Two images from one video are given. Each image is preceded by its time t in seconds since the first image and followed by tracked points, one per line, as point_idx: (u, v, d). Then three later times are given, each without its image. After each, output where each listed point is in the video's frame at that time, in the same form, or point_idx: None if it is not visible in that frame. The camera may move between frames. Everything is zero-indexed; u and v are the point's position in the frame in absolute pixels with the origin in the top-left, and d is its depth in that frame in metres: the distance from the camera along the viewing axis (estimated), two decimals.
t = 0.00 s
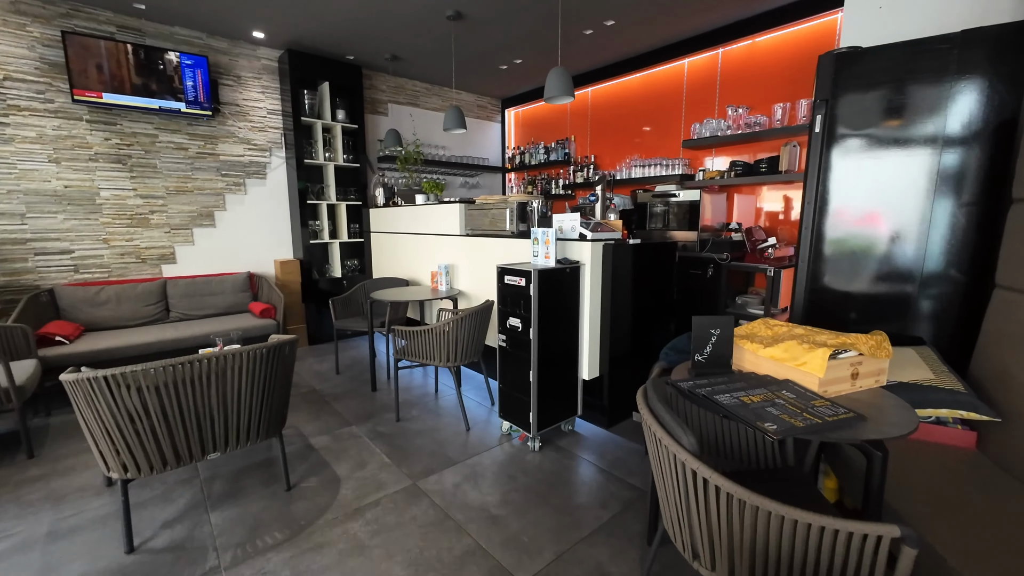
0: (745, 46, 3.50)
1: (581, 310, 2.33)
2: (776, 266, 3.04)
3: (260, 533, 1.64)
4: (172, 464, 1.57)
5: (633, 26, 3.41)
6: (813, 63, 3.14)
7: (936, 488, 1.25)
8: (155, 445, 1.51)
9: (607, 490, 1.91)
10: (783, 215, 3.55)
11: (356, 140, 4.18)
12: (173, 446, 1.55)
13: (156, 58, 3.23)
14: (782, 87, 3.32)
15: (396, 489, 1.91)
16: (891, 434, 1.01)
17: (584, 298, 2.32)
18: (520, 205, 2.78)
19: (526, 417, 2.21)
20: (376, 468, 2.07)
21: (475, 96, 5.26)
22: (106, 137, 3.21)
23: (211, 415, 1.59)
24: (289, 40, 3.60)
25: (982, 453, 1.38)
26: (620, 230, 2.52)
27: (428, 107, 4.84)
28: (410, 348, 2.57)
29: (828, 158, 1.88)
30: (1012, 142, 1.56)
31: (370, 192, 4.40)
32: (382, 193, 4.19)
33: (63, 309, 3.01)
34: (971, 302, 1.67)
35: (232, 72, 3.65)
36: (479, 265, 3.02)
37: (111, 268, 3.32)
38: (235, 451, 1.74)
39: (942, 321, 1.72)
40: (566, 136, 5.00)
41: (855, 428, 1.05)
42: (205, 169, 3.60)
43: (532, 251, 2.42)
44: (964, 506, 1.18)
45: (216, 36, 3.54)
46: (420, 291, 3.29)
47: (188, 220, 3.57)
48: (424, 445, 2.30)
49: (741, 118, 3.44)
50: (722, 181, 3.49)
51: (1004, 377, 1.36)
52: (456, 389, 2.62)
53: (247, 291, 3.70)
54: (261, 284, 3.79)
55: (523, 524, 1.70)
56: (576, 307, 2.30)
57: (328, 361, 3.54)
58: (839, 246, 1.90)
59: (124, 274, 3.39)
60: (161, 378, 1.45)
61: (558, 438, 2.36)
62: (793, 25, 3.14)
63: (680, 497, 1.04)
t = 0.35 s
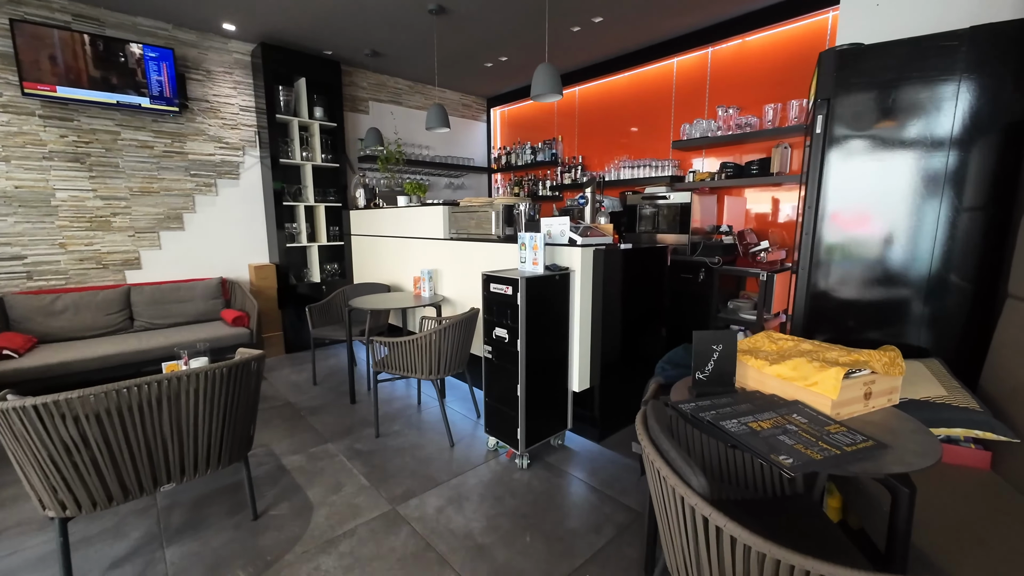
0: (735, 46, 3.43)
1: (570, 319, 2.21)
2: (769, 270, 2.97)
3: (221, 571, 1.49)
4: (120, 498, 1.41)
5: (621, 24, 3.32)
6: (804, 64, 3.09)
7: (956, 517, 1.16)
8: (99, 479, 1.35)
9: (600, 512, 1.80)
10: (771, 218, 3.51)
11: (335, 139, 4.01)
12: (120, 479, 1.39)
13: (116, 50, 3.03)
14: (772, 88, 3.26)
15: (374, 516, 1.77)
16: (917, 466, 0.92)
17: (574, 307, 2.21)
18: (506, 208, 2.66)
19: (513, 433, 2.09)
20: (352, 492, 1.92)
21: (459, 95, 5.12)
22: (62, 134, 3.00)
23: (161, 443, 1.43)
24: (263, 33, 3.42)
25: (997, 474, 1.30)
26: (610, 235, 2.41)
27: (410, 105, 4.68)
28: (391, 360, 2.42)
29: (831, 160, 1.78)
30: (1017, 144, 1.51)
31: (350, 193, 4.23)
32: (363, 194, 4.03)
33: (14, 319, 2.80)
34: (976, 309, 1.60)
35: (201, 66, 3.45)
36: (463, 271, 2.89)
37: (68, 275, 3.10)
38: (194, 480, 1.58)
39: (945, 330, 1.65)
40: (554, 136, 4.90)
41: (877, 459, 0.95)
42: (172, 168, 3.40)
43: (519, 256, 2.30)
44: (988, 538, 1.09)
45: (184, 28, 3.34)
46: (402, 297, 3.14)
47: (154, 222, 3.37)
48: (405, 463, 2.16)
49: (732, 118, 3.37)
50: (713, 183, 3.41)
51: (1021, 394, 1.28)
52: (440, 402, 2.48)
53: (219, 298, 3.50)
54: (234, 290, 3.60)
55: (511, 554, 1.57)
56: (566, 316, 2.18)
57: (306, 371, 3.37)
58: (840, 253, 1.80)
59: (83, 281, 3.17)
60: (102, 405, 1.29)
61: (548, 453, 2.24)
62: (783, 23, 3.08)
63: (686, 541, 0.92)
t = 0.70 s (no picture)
0: (722, 46, 3.37)
1: (558, 329, 2.10)
2: (759, 275, 2.91)
3: None
4: (49, 545, 1.24)
5: (607, 21, 3.22)
6: (792, 65, 3.04)
7: (975, 548, 1.08)
8: (22, 525, 1.18)
9: (591, 537, 1.69)
10: (756, 219, 3.47)
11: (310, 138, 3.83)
12: (50, 523, 1.22)
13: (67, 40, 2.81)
14: (760, 89, 3.20)
15: (346, 548, 1.63)
16: (947, 505, 0.82)
17: (561, 316, 2.10)
18: (489, 211, 2.53)
19: (498, 452, 1.97)
20: (323, 521, 1.77)
21: (441, 93, 4.98)
22: (6, 130, 2.76)
23: (96, 480, 1.26)
24: (230, 25, 3.22)
25: (1010, 496, 1.23)
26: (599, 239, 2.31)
27: (390, 103, 4.52)
28: (367, 374, 2.27)
29: (830, 162, 1.70)
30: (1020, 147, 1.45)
31: (327, 195, 4.05)
32: (340, 196, 3.85)
33: None
34: (979, 319, 1.54)
35: (163, 59, 3.24)
36: (445, 277, 2.75)
37: (15, 282, 2.86)
38: (140, 517, 1.41)
39: (947, 339, 1.59)
40: (538, 136, 4.79)
41: (901, 495, 0.86)
42: (132, 168, 3.18)
43: (503, 263, 2.18)
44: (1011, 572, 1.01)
45: (144, 18, 3.13)
46: (380, 305, 2.98)
47: (112, 226, 3.14)
48: (383, 486, 2.02)
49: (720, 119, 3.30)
50: (700, 185, 3.34)
51: None
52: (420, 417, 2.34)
53: (184, 306, 3.29)
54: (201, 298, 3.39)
55: None
56: (553, 326, 2.07)
57: (278, 384, 3.19)
58: (839, 258, 1.72)
59: (32, 289, 2.93)
60: (26, 441, 1.12)
61: (535, 471, 2.12)
62: (771, 23, 3.03)
63: None
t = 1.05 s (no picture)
0: (707, 46, 3.32)
1: (544, 340, 1.99)
2: (746, 280, 2.85)
3: None
4: None
5: (592, 19, 3.13)
6: (779, 66, 2.99)
7: None
8: None
9: (580, 564, 1.58)
10: (740, 222, 3.43)
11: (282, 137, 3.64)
12: None
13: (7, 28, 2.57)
14: (746, 90, 3.15)
15: None
16: (981, 551, 0.74)
17: (547, 326, 1.99)
18: (470, 215, 2.41)
19: (481, 472, 1.85)
20: (289, 554, 1.62)
21: (421, 91, 4.83)
22: None
23: (16, 530, 1.10)
24: (193, 15, 3.02)
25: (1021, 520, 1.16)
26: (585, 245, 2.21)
27: (367, 102, 4.36)
28: (339, 391, 2.11)
29: (828, 165, 1.63)
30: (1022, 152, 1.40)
31: (300, 196, 3.87)
32: (314, 198, 3.68)
33: None
34: (980, 330, 1.48)
35: (119, 50, 3.02)
36: (425, 284, 2.62)
37: None
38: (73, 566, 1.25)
39: (946, 350, 1.53)
40: (520, 137, 4.69)
41: (928, 539, 0.77)
42: (84, 168, 2.95)
43: (485, 270, 2.06)
44: None
45: (96, 6, 2.91)
46: (356, 313, 2.83)
47: (62, 230, 2.91)
48: (357, 511, 1.87)
49: (705, 121, 3.24)
50: (686, 188, 3.28)
51: None
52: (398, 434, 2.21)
53: (144, 315, 3.08)
54: (163, 306, 3.18)
55: None
56: (539, 338, 1.96)
57: (247, 397, 3.00)
58: (836, 266, 1.66)
59: None
60: None
61: (520, 491, 2.01)
62: (756, 24, 2.98)
63: None
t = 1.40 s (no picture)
0: (692, 46, 3.27)
1: (529, 352, 1.88)
2: (734, 284, 2.80)
3: None
4: None
5: (576, 16, 3.04)
6: (765, 68, 2.95)
7: None
8: None
9: None
10: (724, 224, 3.40)
11: (252, 135, 3.46)
12: None
13: None
14: (732, 92, 3.11)
15: None
16: None
17: (532, 337, 1.88)
18: (450, 219, 2.28)
19: (462, 495, 1.73)
20: None
21: (399, 89, 4.69)
22: None
23: None
24: (151, 4, 2.82)
25: None
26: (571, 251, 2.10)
27: (342, 99, 4.19)
28: (309, 409, 1.95)
29: (824, 169, 1.56)
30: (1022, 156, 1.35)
31: (271, 197, 3.68)
32: (286, 199, 3.50)
33: None
34: (979, 340, 1.43)
35: (69, 40, 2.80)
36: (403, 291, 2.49)
37: None
38: None
39: (942, 360, 1.48)
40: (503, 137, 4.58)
41: None
42: (30, 167, 2.72)
43: (466, 278, 1.95)
44: None
45: None
46: (330, 322, 2.68)
47: (6, 234, 2.67)
48: (328, 539, 1.73)
49: (691, 122, 3.17)
50: (672, 190, 3.22)
51: None
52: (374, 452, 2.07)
53: (100, 326, 2.86)
54: (121, 315, 2.97)
55: None
56: (523, 350, 1.85)
57: (214, 413, 2.82)
58: (832, 273, 1.59)
59: None
60: None
61: (504, 512, 1.90)
62: (742, 24, 2.94)
63: None
